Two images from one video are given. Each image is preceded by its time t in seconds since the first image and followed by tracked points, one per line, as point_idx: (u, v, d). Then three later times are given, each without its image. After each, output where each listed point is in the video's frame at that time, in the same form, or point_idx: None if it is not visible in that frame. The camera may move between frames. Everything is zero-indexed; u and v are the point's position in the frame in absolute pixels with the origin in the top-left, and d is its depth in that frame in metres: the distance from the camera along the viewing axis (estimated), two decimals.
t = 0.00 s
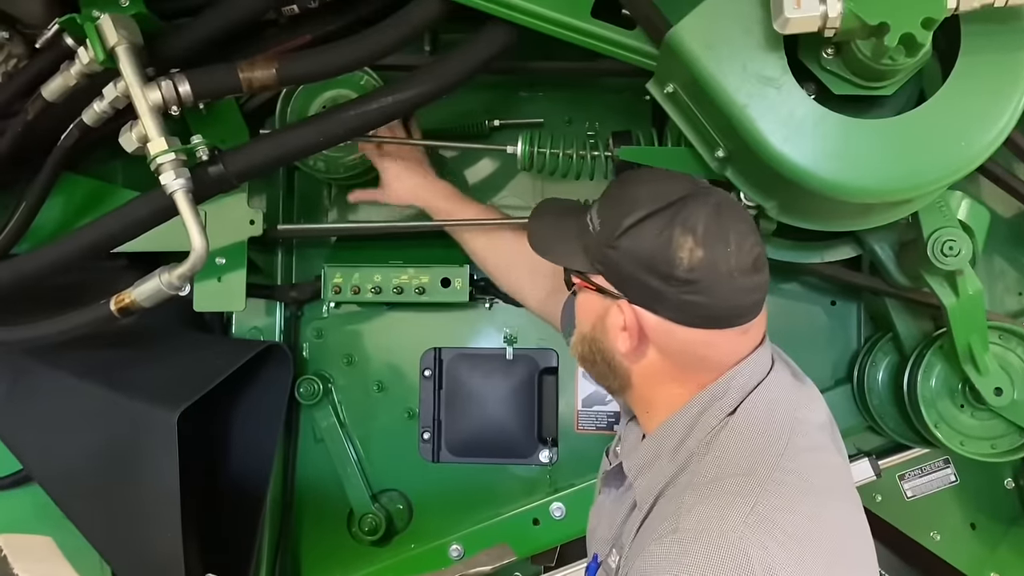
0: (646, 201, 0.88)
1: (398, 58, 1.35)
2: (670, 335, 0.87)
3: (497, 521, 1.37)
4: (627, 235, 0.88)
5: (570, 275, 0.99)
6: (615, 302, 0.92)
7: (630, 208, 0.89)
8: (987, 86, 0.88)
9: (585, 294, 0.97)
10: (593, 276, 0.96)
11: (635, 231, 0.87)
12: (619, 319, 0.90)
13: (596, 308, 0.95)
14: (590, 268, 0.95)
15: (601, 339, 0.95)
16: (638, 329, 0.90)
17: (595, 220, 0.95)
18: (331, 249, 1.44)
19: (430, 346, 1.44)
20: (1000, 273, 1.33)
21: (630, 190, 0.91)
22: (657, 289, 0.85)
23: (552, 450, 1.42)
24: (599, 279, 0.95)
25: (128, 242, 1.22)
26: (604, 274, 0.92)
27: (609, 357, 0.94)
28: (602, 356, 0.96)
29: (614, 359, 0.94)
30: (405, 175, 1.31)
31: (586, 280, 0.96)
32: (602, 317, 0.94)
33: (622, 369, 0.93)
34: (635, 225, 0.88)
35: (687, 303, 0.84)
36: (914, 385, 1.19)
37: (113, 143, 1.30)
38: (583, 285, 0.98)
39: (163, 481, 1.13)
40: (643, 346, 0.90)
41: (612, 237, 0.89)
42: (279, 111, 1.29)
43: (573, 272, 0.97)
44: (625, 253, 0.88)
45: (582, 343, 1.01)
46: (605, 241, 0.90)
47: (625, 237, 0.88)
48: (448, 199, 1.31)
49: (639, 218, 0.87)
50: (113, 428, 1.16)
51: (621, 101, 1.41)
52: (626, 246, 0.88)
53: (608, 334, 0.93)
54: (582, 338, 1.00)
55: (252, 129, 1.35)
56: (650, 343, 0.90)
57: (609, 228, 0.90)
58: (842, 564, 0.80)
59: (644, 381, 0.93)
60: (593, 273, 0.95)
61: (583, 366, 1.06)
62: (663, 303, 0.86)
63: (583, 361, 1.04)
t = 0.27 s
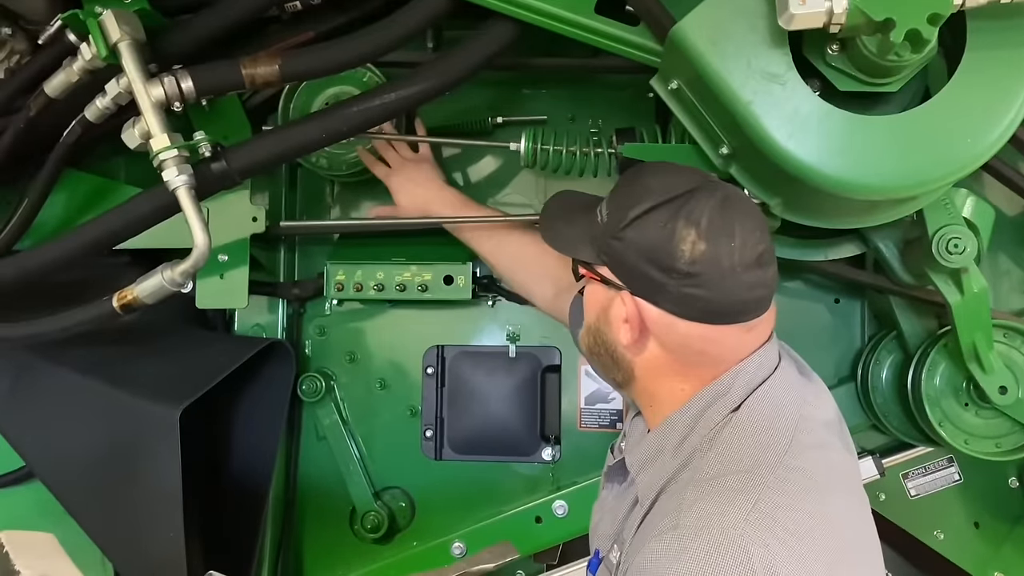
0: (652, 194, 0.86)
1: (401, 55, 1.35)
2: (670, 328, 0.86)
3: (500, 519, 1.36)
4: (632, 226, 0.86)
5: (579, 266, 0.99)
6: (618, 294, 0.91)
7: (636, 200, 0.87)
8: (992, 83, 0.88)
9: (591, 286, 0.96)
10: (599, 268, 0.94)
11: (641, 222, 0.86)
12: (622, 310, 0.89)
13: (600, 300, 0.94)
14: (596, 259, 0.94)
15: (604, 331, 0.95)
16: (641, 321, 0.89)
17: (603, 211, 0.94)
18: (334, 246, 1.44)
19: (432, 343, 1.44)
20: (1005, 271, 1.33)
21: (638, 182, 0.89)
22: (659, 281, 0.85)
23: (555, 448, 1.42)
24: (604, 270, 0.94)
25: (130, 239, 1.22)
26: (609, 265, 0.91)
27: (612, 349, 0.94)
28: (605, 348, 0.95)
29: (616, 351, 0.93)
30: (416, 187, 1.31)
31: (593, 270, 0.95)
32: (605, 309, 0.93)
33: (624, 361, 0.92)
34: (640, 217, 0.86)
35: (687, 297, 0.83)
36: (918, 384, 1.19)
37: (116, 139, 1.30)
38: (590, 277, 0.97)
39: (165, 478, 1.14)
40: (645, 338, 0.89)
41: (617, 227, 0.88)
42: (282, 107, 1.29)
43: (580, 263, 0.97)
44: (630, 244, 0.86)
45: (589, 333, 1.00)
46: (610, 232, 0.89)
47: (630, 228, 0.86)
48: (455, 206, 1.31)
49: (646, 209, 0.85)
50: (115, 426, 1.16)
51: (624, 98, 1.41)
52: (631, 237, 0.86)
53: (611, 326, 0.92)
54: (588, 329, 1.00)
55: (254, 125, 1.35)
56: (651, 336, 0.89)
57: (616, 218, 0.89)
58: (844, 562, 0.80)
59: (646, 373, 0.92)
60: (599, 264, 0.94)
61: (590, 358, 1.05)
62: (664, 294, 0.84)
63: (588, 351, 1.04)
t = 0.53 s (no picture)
0: (661, 190, 0.86)
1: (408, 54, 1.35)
2: (678, 325, 0.85)
3: (505, 519, 1.36)
4: (640, 222, 0.86)
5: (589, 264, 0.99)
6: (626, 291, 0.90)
7: (645, 196, 0.87)
8: (1001, 83, 0.88)
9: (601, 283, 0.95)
10: (608, 265, 0.94)
11: (649, 217, 0.85)
12: (629, 307, 0.89)
13: (608, 297, 0.94)
14: (605, 255, 0.94)
15: (613, 328, 0.94)
16: (648, 317, 0.88)
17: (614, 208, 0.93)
18: (340, 245, 1.44)
19: (439, 343, 1.44)
20: (1012, 271, 1.32)
21: (647, 179, 0.89)
22: (665, 277, 0.83)
23: (561, 447, 1.42)
24: (613, 266, 0.93)
25: (135, 239, 1.23)
26: (618, 262, 0.90)
27: (622, 347, 0.93)
28: (616, 345, 0.94)
29: (626, 349, 0.92)
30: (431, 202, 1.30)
31: (601, 267, 0.94)
32: (614, 306, 0.92)
33: (633, 358, 0.91)
34: (649, 213, 0.85)
35: (693, 293, 0.82)
36: (926, 384, 1.18)
37: (123, 139, 1.31)
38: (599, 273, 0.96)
39: (171, 477, 1.14)
40: (652, 335, 0.88)
41: (626, 224, 0.87)
42: (288, 107, 1.30)
43: (590, 260, 0.96)
44: (638, 240, 0.86)
45: (601, 332, 0.99)
46: (619, 228, 0.88)
47: (639, 223, 0.86)
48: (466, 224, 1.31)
49: (654, 205, 0.85)
50: (122, 424, 1.17)
51: (631, 98, 1.41)
52: (640, 233, 0.86)
53: (620, 323, 0.91)
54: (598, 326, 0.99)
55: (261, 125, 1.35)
56: (659, 333, 0.88)
57: (625, 215, 0.88)
58: (851, 564, 0.79)
59: (655, 371, 0.91)
60: (608, 261, 0.93)
61: (604, 358, 1.05)
62: (670, 290, 0.84)
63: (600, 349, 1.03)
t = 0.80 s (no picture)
0: (673, 190, 0.86)
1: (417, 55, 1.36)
2: (690, 325, 0.84)
3: (512, 521, 1.36)
4: (652, 222, 0.86)
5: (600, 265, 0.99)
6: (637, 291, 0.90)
7: (657, 196, 0.87)
8: (1010, 85, 0.87)
9: (612, 283, 0.95)
10: (619, 265, 0.94)
11: (661, 217, 0.85)
12: (640, 307, 0.88)
13: (619, 297, 0.93)
14: (616, 256, 0.94)
15: (624, 329, 0.93)
16: (659, 318, 0.87)
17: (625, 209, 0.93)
18: (348, 247, 1.45)
19: (446, 344, 1.45)
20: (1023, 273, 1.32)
21: (660, 179, 0.89)
22: (676, 276, 0.83)
23: (568, 449, 1.42)
24: (624, 267, 0.93)
25: (145, 239, 1.23)
26: (629, 262, 0.91)
27: (632, 348, 0.92)
28: (627, 346, 0.94)
29: (636, 349, 0.91)
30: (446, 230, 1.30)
31: (612, 268, 0.94)
32: (625, 307, 0.91)
33: (643, 359, 0.91)
34: (661, 213, 0.85)
35: (704, 292, 0.81)
36: (935, 387, 1.18)
37: (133, 140, 1.31)
38: (610, 273, 0.96)
39: (180, 477, 1.15)
40: (663, 336, 0.88)
41: (637, 223, 0.87)
42: (297, 108, 1.30)
43: (602, 261, 0.96)
44: (649, 240, 0.86)
45: (611, 333, 0.99)
46: (630, 228, 0.88)
47: (650, 224, 0.86)
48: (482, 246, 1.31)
49: (666, 205, 0.85)
50: (133, 424, 1.17)
51: (639, 99, 1.41)
52: (650, 233, 0.86)
53: (631, 323, 0.91)
54: (610, 327, 0.99)
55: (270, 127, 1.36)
56: (670, 333, 0.87)
57: (636, 214, 0.88)
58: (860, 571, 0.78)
59: (665, 372, 0.90)
60: (620, 261, 0.93)
61: (613, 359, 1.04)
62: (681, 290, 0.83)
63: (611, 350, 1.02)
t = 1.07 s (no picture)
0: (677, 189, 0.85)
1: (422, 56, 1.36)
2: (691, 324, 0.84)
3: (516, 521, 1.37)
4: (656, 221, 0.86)
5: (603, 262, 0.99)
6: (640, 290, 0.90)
7: (661, 195, 0.87)
8: (1015, 85, 0.87)
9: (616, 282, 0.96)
10: (624, 264, 0.94)
11: (665, 217, 0.85)
12: (643, 306, 0.88)
13: (623, 296, 0.94)
14: (621, 255, 0.94)
15: (627, 328, 0.94)
16: (662, 317, 0.88)
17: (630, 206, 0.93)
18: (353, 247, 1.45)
19: (451, 343, 1.45)
20: None
21: (664, 178, 0.88)
22: (681, 274, 0.83)
23: (573, 450, 1.42)
24: (629, 266, 0.93)
25: (152, 239, 1.24)
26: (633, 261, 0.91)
27: (635, 347, 0.93)
28: (630, 345, 0.94)
29: (639, 348, 0.92)
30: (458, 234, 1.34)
31: (617, 267, 0.94)
32: (628, 305, 0.92)
33: (646, 358, 0.91)
34: (665, 212, 0.85)
35: (707, 292, 0.82)
36: (940, 388, 1.17)
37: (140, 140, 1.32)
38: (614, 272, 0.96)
39: (186, 475, 1.15)
40: (666, 335, 0.88)
41: (642, 222, 0.87)
42: (303, 108, 1.31)
43: (605, 259, 0.97)
44: (653, 238, 0.86)
45: (615, 331, 0.99)
46: (634, 227, 0.89)
47: (654, 222, 0.86)
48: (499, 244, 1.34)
49: (670, 204, 0.85)
50: (139, 423, 1.18)
51: (644, 99, 1.41)
52: (655, 231, 0.86)
53: (633, 322, 0.91)
54: (614, 326, 0.99)
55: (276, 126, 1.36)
56: (672, 332, 0.87)
57: (641, 212, 0.88)
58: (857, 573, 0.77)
59: (667, 370, 0.90)
60: (624, 260, 0.94)
61: (618, 358, 1.04)
62: (686, 290, 0.83)
63: (615, 349, 1.03)
